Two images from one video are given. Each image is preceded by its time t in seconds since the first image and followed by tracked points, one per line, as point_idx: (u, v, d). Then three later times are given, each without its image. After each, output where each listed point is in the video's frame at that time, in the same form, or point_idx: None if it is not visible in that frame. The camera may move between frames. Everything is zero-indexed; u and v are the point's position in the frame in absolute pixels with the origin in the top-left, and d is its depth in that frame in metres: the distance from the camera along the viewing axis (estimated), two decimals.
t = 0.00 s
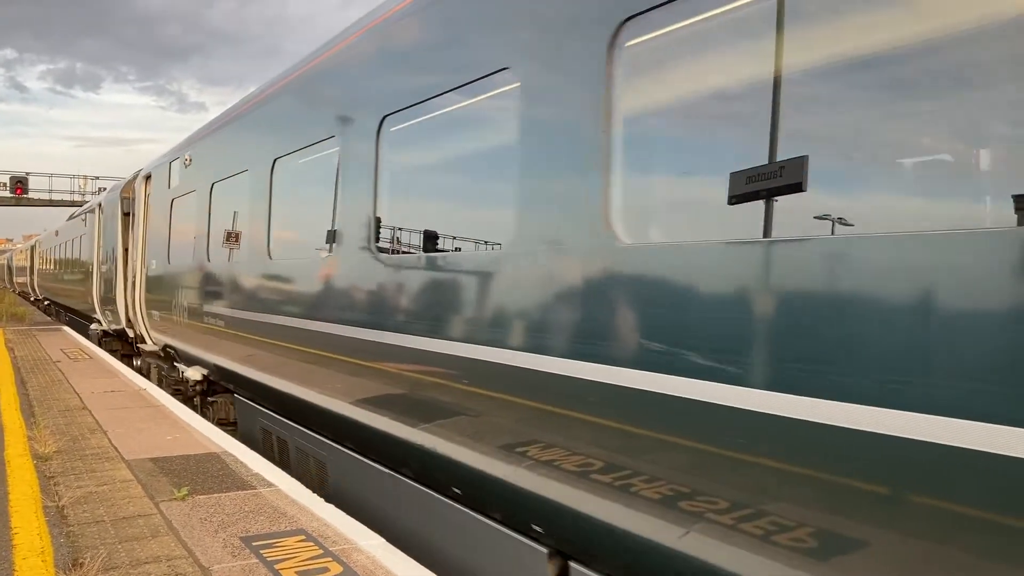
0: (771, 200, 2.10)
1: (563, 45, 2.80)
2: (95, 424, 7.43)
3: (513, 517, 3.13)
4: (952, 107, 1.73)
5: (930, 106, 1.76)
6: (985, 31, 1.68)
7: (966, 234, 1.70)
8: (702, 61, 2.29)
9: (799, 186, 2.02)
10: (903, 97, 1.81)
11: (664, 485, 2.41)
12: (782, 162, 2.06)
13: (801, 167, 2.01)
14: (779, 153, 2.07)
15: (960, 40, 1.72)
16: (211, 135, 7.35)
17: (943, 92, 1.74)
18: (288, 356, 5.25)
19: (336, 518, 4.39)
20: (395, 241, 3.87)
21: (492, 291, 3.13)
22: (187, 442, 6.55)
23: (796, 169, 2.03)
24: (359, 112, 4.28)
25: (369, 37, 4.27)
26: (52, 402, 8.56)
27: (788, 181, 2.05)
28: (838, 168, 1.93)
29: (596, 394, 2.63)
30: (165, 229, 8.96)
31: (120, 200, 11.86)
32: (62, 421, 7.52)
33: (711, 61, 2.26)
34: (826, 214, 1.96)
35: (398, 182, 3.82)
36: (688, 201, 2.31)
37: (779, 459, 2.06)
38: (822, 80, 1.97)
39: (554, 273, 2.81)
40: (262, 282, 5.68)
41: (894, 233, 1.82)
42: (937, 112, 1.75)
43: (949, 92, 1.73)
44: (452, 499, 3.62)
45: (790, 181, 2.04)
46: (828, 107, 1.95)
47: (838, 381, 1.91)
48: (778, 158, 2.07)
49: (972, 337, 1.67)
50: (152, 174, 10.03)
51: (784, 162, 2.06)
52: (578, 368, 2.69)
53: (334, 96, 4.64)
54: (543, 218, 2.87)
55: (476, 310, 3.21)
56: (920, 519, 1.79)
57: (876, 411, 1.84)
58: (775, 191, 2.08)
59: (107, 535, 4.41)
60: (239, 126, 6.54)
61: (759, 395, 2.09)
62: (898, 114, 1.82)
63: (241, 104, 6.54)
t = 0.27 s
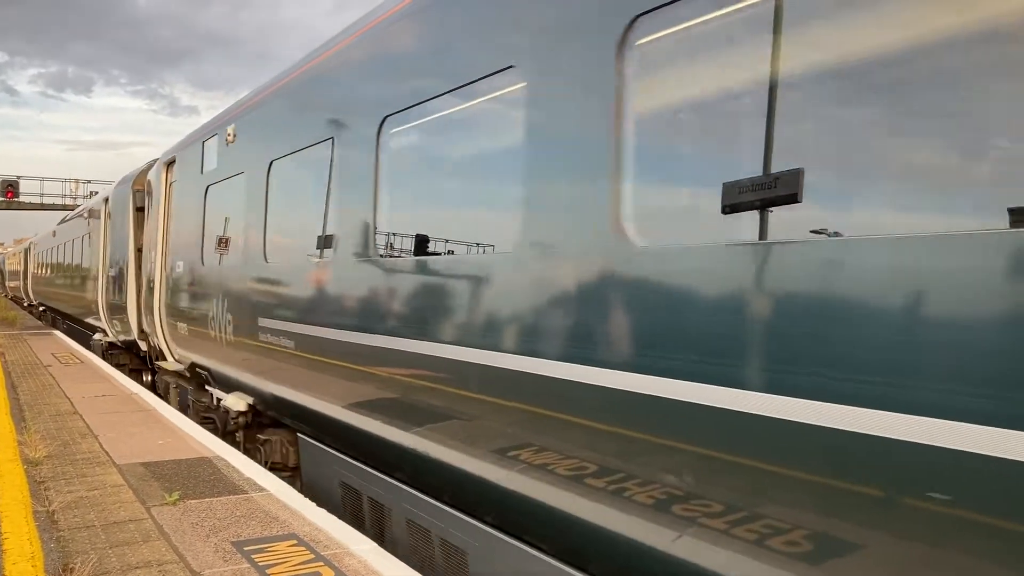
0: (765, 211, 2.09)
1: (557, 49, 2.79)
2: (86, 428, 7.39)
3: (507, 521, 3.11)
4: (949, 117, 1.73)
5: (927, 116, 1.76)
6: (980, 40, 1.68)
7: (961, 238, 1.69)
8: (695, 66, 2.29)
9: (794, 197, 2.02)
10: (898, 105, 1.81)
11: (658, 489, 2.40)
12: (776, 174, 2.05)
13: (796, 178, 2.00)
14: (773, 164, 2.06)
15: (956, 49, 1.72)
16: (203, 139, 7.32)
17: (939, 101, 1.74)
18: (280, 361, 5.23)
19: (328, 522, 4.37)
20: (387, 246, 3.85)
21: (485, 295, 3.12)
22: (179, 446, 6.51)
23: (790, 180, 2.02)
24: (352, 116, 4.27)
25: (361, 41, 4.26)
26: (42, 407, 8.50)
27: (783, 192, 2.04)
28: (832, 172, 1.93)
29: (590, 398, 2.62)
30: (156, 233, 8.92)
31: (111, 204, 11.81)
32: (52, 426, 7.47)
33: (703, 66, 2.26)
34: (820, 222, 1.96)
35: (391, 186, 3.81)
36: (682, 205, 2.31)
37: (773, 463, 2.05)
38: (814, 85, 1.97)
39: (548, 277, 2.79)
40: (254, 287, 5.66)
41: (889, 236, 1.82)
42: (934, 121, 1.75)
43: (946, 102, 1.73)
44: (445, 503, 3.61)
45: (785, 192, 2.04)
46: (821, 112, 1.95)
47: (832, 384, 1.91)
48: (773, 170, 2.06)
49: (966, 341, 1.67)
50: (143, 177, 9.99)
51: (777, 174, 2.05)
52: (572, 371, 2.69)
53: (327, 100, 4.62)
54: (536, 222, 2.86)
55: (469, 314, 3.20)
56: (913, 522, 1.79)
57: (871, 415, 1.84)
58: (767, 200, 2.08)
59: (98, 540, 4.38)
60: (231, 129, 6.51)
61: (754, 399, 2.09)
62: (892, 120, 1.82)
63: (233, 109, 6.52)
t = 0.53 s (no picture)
0: (756, 215, 2.10)
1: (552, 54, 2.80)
2: (78, 431, 7.36)
3: (499, 524, 3.11)
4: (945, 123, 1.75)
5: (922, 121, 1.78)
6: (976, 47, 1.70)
7: (951, 241, 1.70)
8: (689, 73, 2.30)
9: (783, 200, 2.03)
10: (893, 109, 1.82)
11: (650, 491, 2.41)
12: (767, 178, 2.08)
13: (787, 181, 2.02)
14: (764, 169, 2.08)
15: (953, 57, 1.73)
16: (196, 141, 7.31)
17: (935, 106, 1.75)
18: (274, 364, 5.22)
19: (321, 526, 4.36)
20: (380, 249, 3.85)
21: (479, 300, 3.12)
22: (171, 450, 6.49)
23: (780, 183, 2.04)
24: (346, 120, 4.27)
25: (356, 45, 4.26)
26: (34, 410, 8.46)
27: (772, 195, 2.06)
28: (822, 178, 1.95)
29: (582, 401, 2.62)
30: (150, 237, 8.89)
31: (104, 207, 11.77)
32: (44, 430, 7.44)
33: (697, 72, 2.27)
34: (811, 226, 1.97)
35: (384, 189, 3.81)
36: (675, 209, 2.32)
37: (764, 465, 2.06)
38: (806, 91, 1.98)
39: (540, 280, 2.80)
40: (247, 290, 5.65)
41: (880, 240, 1.83)
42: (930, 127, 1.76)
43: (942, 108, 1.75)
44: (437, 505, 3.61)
45: (775, 195, 2.06)
46: (813, 118, 1.96)
47: (824, 388, 1.92)
48: (764, 174, 2.08)
49: (955, 343, 1.68)
50: (136, 180, 9.96)
51: (768, 177, 2.07)
52: (566, 375, 2.68)
53: (321, 103, 4.62)
54: (531, 227, 2.87)
55: (464, 318, 3.20)
56: (903, 523, 1.80)
57: (861, 417, 1.84)
58: (759, 203, 2.09)
59: (89, 544, 4.36)
60: (224, 133, 6.51)
61: (745, 401, 2.09)
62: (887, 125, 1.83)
63: (227, 112, 6.51)
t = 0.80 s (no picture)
0: (749, 217, 2.11)
1: (547, 56, 2.80)
2: (69, 433, 7.31)
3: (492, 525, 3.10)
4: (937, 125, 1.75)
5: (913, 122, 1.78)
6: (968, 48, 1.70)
7: (943, 241, 1.70)
8: (683, 75, 2.31)
9: (776, 202, 2.05)
10: (886, 111, 1.83)
11: (643, 493, 2.40)
12: (760, 180, 2.08)
13: (781, 183, 2.03)
14: (757, 172, 2.09)
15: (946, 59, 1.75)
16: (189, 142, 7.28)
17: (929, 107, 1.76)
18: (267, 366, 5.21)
19: (313, 527, 4.34)
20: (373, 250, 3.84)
21: (472, 301, 3.11)
22: (163, 452, 6.46)
23: (774, 186, 2.05)
24: (340, 122, 4.27)
25: (350, 46, 4.25)
26: (25, 411, 8.41)
27: (765, 198, 2.07)
28: (816, 180, 1.96)
29: (575, 402, 2.61)
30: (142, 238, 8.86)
31: (96, 207, 11.72)
32: (35, 431, 7.39)
33: (691, 75, 2.28)
34: (802, 227, 1.97)
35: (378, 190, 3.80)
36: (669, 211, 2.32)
37: (758, 466, 2.05)
38: (799, 94, 1.99)
39: (532, 281, 2.79)
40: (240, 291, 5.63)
41: (872, 240, 1.83)
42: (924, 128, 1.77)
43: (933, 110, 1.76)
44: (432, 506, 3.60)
45: (768, 198, 2.07)
46: (807, 121, 1.97)
47: (816, 390, 1.91)
48: (757, 177, 2.10)
49: (946, 345, 1.68)
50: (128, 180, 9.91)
51: (762, 179, 2.08)
52: (559, 377, 2.68)
53: (315, 105, 4.61)
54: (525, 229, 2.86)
55: (457, 319, 3.19)
56: (896, 524, 1.80)
57: (853, 418, 1.84)
58: (752, 205, 2.09)
59: (80, 546, 4.33)
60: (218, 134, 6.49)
61: (737, 402, 2.08)
62: (881, 125, 1.84)
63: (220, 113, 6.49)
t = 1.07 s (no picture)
0: (743, 219, 2.11)
1: (542, 58, 2.79)
2: (61, 433, 7.28)
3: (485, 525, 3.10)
4: (931, 126, 1.75)
5: (908, 124, 1.78)
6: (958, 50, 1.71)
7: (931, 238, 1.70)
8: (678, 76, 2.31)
9: (767, 206, 2.05)
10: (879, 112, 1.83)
11: (637, 492, 2.40)
12: (755, 181, 2.08)
13: (775, 184, 2.03)
14: (751, 174, 2.09)
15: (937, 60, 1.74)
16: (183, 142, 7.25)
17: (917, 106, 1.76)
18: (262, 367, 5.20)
19: (307, 528, 4.33)
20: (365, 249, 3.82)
21: (467, 302, 3.11)
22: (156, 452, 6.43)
23: (768, 188, 2.05)
24: (334, 122, 4.26)
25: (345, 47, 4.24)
26: (16, 411, 8.36)
27: (757, 202, 2.08)
28: (810, 182, 1.96)
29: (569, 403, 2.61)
30: (135, 237, 8.82)
31: (88, 207, 11.67)
32: (27, 431, 7.35)
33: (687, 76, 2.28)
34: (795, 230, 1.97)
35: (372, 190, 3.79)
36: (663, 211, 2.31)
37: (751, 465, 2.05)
38: (796, 97, 2.00)
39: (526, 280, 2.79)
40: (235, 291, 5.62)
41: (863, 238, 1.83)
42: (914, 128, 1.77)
43: (926, 110, 1.75)
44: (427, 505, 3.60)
45: (760, 200, 2.07)
46: (803, 123, 1.98)
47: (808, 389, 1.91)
48: (750, 180, 2.10)
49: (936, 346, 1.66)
50: (121, 180, 9.87)
51: (756, 181, 2.08)
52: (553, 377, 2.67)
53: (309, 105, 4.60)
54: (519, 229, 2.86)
55: (452, 320, 3.19)
56: (886, 525, 1.79)
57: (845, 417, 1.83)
58: (747, 207, 2.10)
59: (72, 546, 4.31)
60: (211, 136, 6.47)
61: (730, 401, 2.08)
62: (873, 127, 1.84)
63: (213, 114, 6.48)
